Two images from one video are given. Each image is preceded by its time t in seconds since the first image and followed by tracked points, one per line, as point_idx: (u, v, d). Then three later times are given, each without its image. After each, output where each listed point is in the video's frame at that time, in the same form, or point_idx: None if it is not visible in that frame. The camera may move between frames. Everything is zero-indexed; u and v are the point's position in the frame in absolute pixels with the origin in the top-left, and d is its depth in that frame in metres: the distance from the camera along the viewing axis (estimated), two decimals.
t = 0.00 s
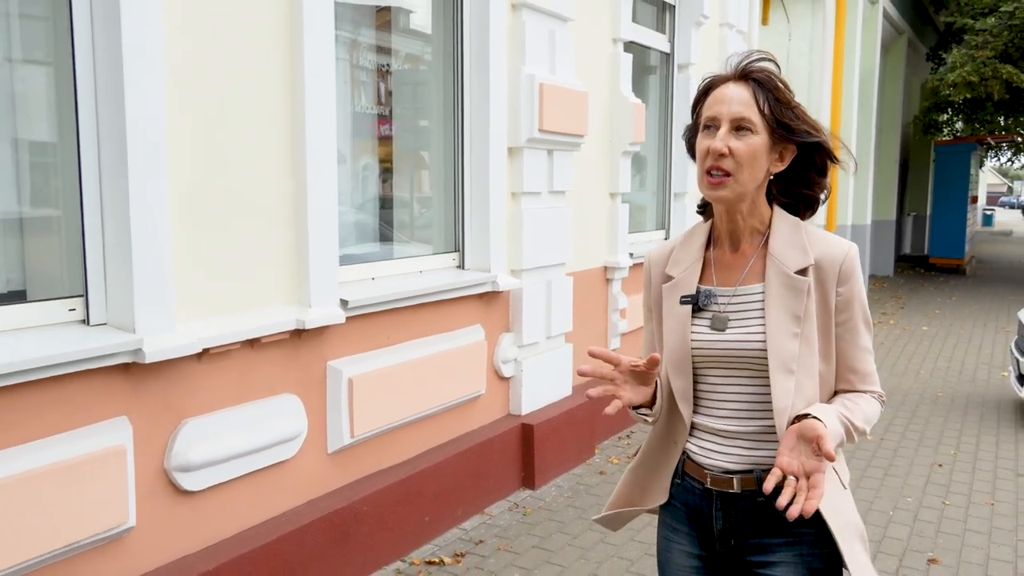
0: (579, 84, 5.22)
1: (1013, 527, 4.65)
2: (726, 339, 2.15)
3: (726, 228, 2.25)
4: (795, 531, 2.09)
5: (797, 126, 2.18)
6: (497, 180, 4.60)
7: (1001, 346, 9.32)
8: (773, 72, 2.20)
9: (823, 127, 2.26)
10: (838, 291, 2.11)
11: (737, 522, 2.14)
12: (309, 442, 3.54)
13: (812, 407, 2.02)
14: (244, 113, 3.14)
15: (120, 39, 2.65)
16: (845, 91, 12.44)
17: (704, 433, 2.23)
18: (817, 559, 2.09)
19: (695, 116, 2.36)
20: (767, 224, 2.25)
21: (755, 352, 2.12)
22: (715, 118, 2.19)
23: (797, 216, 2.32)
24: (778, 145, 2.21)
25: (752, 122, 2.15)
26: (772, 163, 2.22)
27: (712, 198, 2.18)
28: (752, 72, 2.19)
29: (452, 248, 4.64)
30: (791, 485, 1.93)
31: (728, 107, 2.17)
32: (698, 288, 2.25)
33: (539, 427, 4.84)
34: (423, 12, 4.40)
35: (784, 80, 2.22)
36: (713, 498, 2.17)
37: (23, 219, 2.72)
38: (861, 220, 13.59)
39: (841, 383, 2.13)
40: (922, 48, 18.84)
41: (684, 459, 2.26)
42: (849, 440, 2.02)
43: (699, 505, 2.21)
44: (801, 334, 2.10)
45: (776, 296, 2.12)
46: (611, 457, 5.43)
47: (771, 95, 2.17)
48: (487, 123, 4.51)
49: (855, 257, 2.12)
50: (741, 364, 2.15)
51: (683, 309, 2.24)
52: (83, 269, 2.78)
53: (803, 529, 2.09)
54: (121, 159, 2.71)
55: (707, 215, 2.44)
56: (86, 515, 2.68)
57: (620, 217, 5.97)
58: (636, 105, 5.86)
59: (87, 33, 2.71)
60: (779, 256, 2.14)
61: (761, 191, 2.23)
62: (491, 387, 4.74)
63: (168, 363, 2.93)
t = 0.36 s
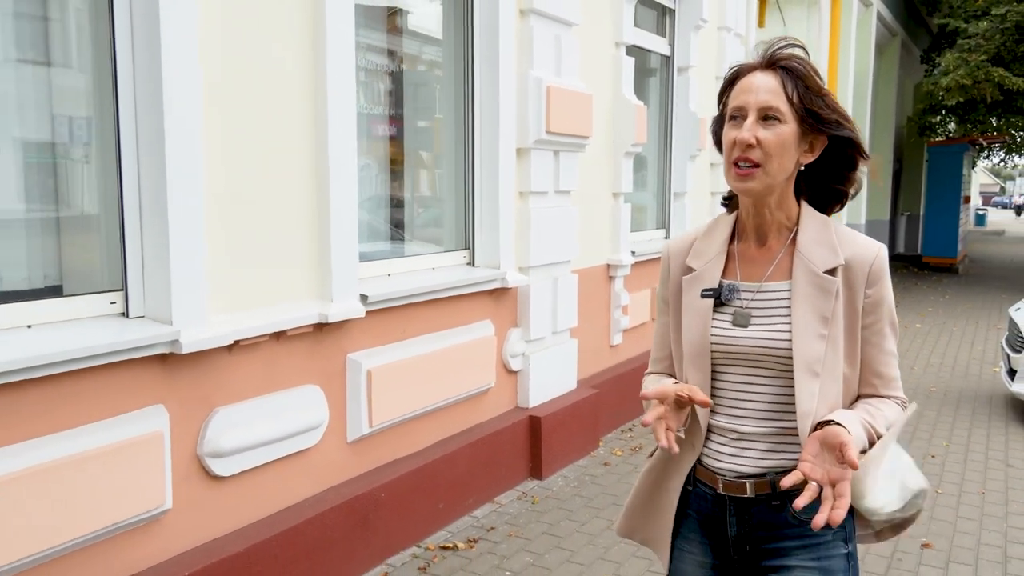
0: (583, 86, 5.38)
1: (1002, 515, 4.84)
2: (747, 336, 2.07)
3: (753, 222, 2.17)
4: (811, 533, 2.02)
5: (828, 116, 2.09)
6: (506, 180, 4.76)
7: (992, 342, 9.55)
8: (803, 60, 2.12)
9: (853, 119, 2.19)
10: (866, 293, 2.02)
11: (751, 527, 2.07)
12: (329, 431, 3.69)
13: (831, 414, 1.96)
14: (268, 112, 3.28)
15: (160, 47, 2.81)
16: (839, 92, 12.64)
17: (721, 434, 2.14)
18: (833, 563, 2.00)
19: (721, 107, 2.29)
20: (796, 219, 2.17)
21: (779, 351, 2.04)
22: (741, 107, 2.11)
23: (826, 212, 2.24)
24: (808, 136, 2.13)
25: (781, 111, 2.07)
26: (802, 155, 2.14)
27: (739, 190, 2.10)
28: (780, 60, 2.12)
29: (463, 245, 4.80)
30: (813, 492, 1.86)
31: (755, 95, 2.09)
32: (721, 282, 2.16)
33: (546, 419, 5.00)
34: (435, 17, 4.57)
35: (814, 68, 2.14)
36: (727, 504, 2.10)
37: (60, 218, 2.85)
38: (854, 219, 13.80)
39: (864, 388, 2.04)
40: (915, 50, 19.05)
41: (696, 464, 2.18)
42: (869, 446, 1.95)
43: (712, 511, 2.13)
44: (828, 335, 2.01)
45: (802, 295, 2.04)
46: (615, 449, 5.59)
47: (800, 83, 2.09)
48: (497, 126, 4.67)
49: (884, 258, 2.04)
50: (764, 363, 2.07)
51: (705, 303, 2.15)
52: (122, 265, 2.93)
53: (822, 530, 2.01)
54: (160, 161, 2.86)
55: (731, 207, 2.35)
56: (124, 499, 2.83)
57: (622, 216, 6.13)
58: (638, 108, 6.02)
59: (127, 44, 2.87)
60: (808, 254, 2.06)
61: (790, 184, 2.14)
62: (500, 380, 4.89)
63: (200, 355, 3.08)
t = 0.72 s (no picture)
0: (589, 91, 5.54)
1: (995, 505, 5.02)
2: (773, 335, 2.13)
3: (777, 225, 2.22)
4: (833, 528, 2.07)
5: (850, 121, 2.13)
6: (516, 182, 4.92)
7: (985, 340, 9.74)
8: (824, 66, 2.16)
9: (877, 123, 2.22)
10: (888, 294, 2.08)
11: (774, 521, 2.12)
12: (350, 424, 3.84)
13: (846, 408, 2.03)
14: (296, 117, 3.44)
15: (199, 59, 2.98)
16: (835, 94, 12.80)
17: (741, 429, 2.20)
18: (849, 559, 2.08)
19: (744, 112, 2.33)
20: (819, 222, 2.22)
21: (802, 349, 2.10)
22: (762, 114, 2.15)
23: (852, 216, 2.28)
24: (831, 140, 2.17)
25: (802, 118, 2.11)
26: (825, 159, 2.18)
27: (762, 195, 2.15)
28: (801, 67, 2.16)
29: (474, 245, 4.96)
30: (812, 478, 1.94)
31: (776, 103, 2.13)
32: (745, 281, 2.22)
33: (554, 413, 5.16)
34: (448, 24, 4.72)
35: (835, 73, 2.17)
36: (751, 497, 2.14)
37: (96, 217, 2.99)
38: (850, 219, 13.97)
39: (880, 387, 2.10)
40: (910, 52, 19.25)
41: (719, 458, 2.22)
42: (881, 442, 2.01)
43: (733, 505, 2.17)
44: (849, 335, 2.07)
45: (824, 295, 2.09)
46: (620, 443, 5.76)
47: (821, 89, 2.13)
48: (507, 130, 4.84)
49: (907, 262, 2.09)
50: (787, 360, 2.13)
51: (729, 301, 2.20)
52: (160, 264, 3.10)
53: (840, 527, 2.08)
54: (197, 165, 3.03)
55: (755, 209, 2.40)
56: (165, 485, 2.98)
57: (626, 217, 6.29)
58: (642, 111, 6.18)
59: (167, 55, 3.04)
60: (832, 255, 2.11)
61: (813, 188, 2.19)
62: (510, 375, 5.05)
63: (234, 349, 3.24)
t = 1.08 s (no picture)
0: (591, 93, 5.68)
1: (986, 496, 5.19)
2: (764, 340, 2.13)
3: (762, 232, 2.25)
4: (823, 531, 2.13)
5: (830, 131, 2.19)
6: (521, 181, 5.06)
7: (979, 338, 9.91)
8: (802, 78, 2.21)
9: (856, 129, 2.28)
10: (873, 297, 2.15)
11: (767, 525, 2.15)
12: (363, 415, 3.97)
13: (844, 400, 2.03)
14: (312, 117, 3.57)
15: (223, 62, 3.12)
16: (831, 96, 12.96)
17: (732, 436, 2.19)
18: (839, 559, 2.14)
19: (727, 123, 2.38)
20: (804, 227, 2.26)
21: (792, 352, 2.11)
22: (745, 127, 2.20)
23: (836, 220, 2.34)
24: (813, 149, 2.22)
25: (785, 128, 2.16)
26: (808, 167, 2.24)
27: (748, 205, 2.20)
28: (782, 78, 2.21)
29: (480, 243, 5.10)
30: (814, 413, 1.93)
31: (759, 115, 2.18)
32: (732, 287, 2.22)
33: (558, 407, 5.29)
34: (455, 28, 4.86)
35: (815, 83, 2.23)
36: (745, 503, 2.15)
37: (119, 216, 3.13)
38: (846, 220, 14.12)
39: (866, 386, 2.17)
40: (905, 53, 19.43)
41: (711, 463, 2.21)
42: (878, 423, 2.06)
43: (726, 509, 2.18)
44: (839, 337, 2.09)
45: (814, 298, 2.11)
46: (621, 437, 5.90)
47: (802, 100, 2.19)
48: (512, 131, 4.98)
49: (889, 265, 2.16)
50: (777, 364, 2.13)
51: (717, 308, 2.21)
52: (183, 260, 3.24)
53: (832, 528, 2.14)
54: (220, 164, 3.16)
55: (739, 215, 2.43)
56: (190, 473, 3.12)
57: (627, 217, 6.42)
58: (643, 113, 6.32)
59: (191, 60, 3.17)
60: (818, 259, 2.14)
61: (797, 196, 2.24)
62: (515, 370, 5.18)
63: (254, 343, 3.37)
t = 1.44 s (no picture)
0: (592, 95, 5.85)
1: (974, 484, 5.41)
2: (714, 336, 2.11)
3: (710, 224, 2.21)
4: (786, 537, 2.07)
5: (769, 115, 2.13)
6: (525, 181, 5.24)
7: (970, 334, 10.15)
8: (740, 64, 2.16)
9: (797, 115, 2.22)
10: (825, 284, 2.06)
11: (730, 529, 2.10)
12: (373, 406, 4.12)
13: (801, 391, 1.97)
14: (331, 121, 3.75)
15: (248, 69, 3.29)
16: (826, 97, 13.17)
17: (696, 437, 2.17)
18: (804, 566, 2.08)
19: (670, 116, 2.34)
20: (752, 217, 2.20)
21: (742, 346, 2.07)
22: (684, 116, 2.16)
23: (787, 209, 2.26)
24: (753, 136, 2.17)
25: (721, 115, 2.12)
26: (749, 155, 2.18)
27: (690, 195, 2.15)
28: (719, 65, 2.16)
29: (486, 241, 5.28)
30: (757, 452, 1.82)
31: (695, 103, 2.14)
32: (684, 285, 2.21)
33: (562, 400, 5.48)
34: (462, 34, 5.04)
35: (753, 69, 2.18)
36: (709, 504, 2.12)
37: (146, 216, 3.26)
38: (841, 218, 14.33)
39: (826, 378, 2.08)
40: (899, 55, 19.67)
41: (677, 462, 2.19)
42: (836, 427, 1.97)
43: (690, 510, 2.15)
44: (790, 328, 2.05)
45: (763, 290, 2.07)
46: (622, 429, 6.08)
47: (738, 85, 2.14)
48: (518, 133, 5.16)
49: (842, 249, 2.07)
50: (730, 360, 2.11)
51: (669, 307, 2.20)
52: (211, 257, 3.41)
53: (794, 533, 2.07)
54: (245, 165, 3.34)
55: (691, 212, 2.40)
56: (215, 458, 3.27)
57: (626, 215, 6.60)
58: (642, 115, 6.50)
59: (218, 66, 3.35)
60: (766, 249, 2.10)
61: (740, 184, 2.18)
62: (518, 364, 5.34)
63: (275, 335, 3.55)
